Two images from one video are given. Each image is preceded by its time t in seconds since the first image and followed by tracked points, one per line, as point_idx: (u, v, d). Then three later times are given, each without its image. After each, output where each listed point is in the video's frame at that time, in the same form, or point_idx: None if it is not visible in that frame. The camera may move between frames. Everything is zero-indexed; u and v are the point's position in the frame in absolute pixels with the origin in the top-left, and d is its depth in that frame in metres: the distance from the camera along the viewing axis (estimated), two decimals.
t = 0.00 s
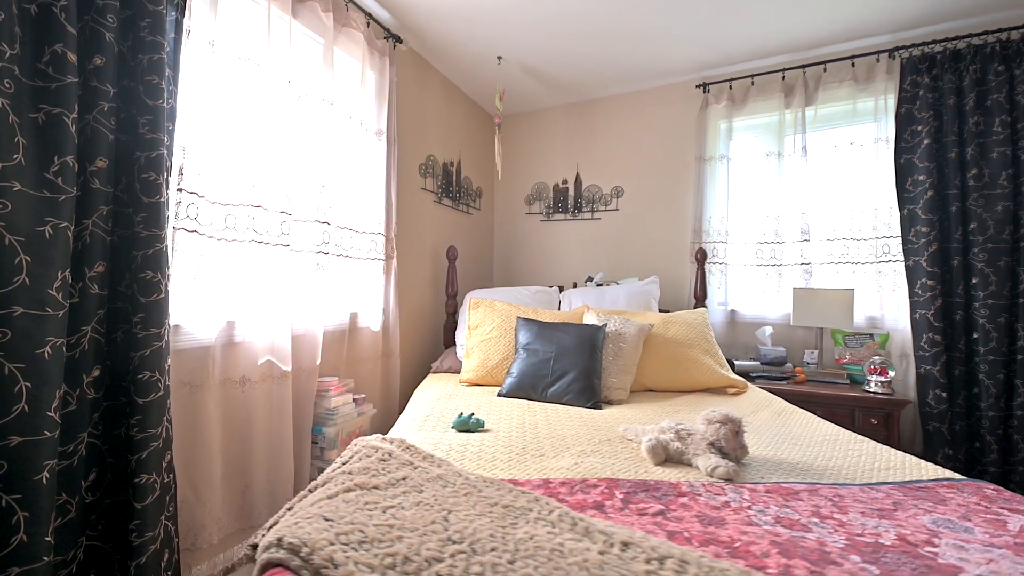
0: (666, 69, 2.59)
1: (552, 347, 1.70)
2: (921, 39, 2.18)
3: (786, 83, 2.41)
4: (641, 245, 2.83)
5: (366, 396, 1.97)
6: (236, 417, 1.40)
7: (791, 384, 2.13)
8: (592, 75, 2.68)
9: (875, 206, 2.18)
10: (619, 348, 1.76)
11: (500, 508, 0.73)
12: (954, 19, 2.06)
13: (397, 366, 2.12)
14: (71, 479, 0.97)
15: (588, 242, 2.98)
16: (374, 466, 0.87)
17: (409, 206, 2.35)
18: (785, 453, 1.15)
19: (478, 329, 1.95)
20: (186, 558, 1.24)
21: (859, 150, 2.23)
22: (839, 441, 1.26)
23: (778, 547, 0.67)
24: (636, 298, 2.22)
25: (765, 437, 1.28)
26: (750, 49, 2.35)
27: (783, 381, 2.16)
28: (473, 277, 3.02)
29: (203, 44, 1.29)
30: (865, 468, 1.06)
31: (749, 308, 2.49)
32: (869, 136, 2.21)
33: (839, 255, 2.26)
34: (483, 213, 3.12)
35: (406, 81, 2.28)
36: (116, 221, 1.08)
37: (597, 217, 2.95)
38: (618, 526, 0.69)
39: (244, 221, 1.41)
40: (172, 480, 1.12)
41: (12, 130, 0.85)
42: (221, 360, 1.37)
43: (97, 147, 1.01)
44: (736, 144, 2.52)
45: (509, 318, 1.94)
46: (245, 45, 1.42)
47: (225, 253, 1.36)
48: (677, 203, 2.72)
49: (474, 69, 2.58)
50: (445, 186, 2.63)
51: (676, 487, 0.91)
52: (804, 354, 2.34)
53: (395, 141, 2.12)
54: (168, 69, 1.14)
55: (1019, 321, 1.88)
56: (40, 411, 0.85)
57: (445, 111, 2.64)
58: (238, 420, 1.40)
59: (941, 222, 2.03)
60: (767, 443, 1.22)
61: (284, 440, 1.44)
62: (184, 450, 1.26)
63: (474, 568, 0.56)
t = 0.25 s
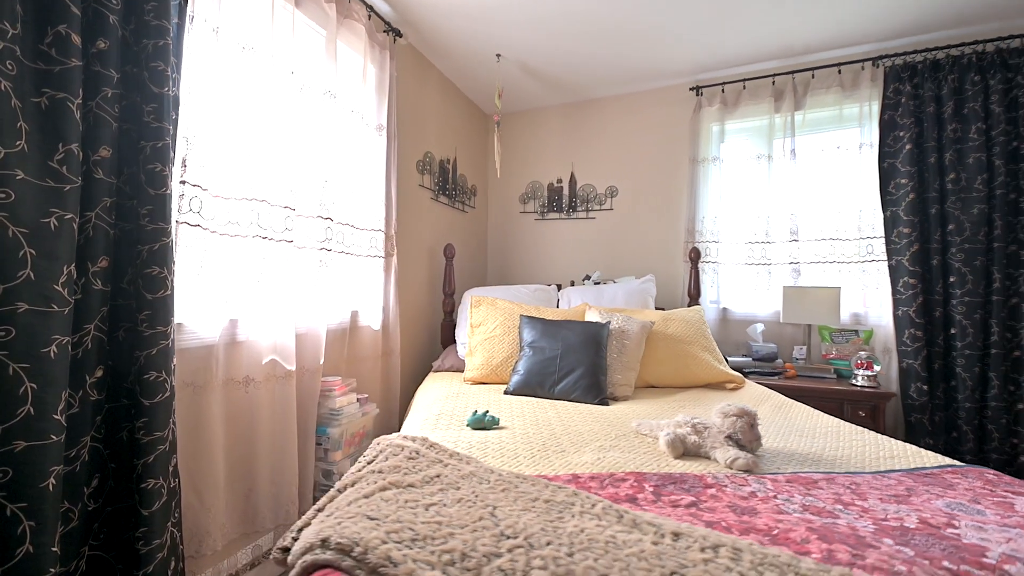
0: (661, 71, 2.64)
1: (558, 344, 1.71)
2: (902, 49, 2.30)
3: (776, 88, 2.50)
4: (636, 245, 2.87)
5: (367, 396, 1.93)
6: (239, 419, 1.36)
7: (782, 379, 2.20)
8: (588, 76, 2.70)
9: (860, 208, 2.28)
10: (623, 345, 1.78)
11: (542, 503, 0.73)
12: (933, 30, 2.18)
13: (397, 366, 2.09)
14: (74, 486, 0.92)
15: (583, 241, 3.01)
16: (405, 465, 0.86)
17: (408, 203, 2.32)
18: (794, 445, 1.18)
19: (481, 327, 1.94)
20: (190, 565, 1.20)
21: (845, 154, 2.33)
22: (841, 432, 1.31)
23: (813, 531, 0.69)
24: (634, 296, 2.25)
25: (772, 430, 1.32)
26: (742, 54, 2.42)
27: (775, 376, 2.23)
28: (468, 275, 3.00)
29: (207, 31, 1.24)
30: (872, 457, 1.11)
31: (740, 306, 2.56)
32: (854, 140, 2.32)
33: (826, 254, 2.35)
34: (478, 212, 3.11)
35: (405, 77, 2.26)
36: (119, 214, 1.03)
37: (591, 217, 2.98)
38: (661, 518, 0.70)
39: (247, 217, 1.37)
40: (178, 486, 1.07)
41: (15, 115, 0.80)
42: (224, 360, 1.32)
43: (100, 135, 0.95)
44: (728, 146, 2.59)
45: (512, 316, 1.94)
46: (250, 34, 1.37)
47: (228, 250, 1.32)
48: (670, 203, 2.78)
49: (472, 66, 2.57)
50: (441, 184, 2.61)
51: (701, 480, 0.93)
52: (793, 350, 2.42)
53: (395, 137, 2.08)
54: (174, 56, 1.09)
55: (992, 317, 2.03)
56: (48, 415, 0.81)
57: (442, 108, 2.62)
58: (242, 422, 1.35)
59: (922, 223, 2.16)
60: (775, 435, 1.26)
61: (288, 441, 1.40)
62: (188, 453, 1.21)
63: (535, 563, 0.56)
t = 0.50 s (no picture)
0: (649, 76, 2.70)
1: (557, 342, 1.73)
2: (875, 62, 2.44)
3: (758, 95, 2.61)
4: (624, 245, 2.93)
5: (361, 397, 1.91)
6: (236, 420, 1.32)
7: (764, 374, 2.29)
8: (578, 78, 2.74)
9: (836, 211, 2.41)
10: (619, 342, 1.82)
11: (569, 496, 0.75)
12: (902, 45, 2.33)
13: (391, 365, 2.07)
14: (72, 493, 0.87)
15: (572, 241, 3.05)
16: (426, 463, 0.86)
17: (401, 201, 2.30)
18: (788, 436, 1.24)
19: (478, 326, 1.95)
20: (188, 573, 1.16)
21: (822, 159, 2.45)
22: (828, 423, 1.38)
23: (824, 514, 0.74)
24: (625, 295, 2.30)
25: (765, 422, 1.38)
26: (727, 61, 2.51)
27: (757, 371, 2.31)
28: (458, 274, 3.00)
29: (205, 20, 1.20)
30: (861, 445, 1.17)
31: (724, 304, 2.65)
32: (830, 147, 2.44)
33: (805, 255, 2.47)
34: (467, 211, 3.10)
35: (399, 73, 2.24)
36: (116, 208, 0.99)
37: (580, 217, 3.02)
38: (683, 506, 0.73)
39: (246, 214, 1.33)
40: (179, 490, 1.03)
41: (13, 102, 0.76)
42: (221, 361, 1.28)
43: (98, 125, 0.91)
44: (713, 149, 2.68)
45: (509, 315, 1.95)
46: (249, 26, 1.34)
47: (227, 247, 1.28)
48: (657, 204, 2.85)
49: (465, 65, 2.57)
50: (432, 182, 2.58)
51: (709, 471, 0.97)
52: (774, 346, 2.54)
53: (390, 134, 2.06)
54: (174, 44, 1.05)
55: (955, 314, 2.19)
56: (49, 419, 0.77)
57: (433, 106, 2.60)
58: (240, 424, 1.32)
59: (892, 226, 2.31)
60: (769, 427, 1.32)
61: (287, 443, 1.37)
62: (185, 456, 1.17)
63: (578, 552, 0.57)
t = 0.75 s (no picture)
0: (633, 80, 2.77)
1: (550, 340, 1.76)
2: (844, 73, 2.59)
3: (736, 102, 2.72)
4: (608, 245, 2.99)
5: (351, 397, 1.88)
6: (227, 422, 1.29)
7: (743, 370, 2.38)
8: (565, 80, 2.78)
9: (808, 214, 2.54)
10: (609, 340, 1.87)
11: (584, 487, 0.77)
12: (869, 58, 2.48)
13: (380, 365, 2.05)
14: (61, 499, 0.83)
15: (557, 240, 3.08)
16: (438, 459, 0.87)
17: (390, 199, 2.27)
18: (774, 427, 1.31)
19: (469, 324, 1.96)
20: None
21: (796, 165, 2.58)
22: (809, 415, 1.46)
23: (820, 498, 0.79)
24: (612, 295, 2.34)
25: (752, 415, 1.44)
26: (708, 68, 2.61)
27: (735, 366, 2.41)
28: (444, 273, 2.98)
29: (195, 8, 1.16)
30: (841, 434, 1.25)
31: (704, 303, 2.74)
32: (803, 153, 2.57)
33: (779, 256, 2.59)
34: (453, 209, 3.09)
35: (388, 69, 2.22)
36: (106, 201, 0.94)
37: (565, 217, 3.06)
38: (692, 493, 0.77)
39: (237, 210, 1.29)
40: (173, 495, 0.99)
41: (2, 87, 0.71)
42: (211, 361, 1.24)
43: (88, 113, 0.86)
44: (693, 153, 2.77)
45: (500, 313, 1.97)
46: (241, 16, 1.30)
47: (218, 243, 1.24)
48: (640, 205, 2.92)
49: (453, 63, 2.56)
50: (419, 180, 2.56)
51: (708, 461, 1.01)
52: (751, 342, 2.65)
53: (379, 130, 2.03)
54: (167, 31, 1.00)
55: (916, 312, 2.37)
56: (41, 422, 0.73)
57: (420, 104, 2.58)
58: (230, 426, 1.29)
59: (859, 229, 2.47)
60: (756, 419, 1.38)
61: (279, 444, 1.34)
62: (176, 460, 1.12)
63: (606, 539, 0.59)
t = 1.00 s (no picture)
0: (615, 85, 2.83)
1: (540, 339, 1.78)
2: (811, 85, 2.75)
3: (712, 109, 2.83)
4: (590, 245, 3.05)
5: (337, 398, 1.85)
6: (213, 426, 1.24)
7: (719, 366, 2.48)
8: (549, 82, 2.81)
9: (779, 217, 2.68)
10: (597, 339, 1.91)
11: (595, 481, 0.79)
12: (834, 72, 2.64)
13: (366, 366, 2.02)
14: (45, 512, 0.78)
15: (540, 240, 3.12)
16: (446, 458, 0.88)
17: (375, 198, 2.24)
18: (757, 420, 1.38)
19: (458, 324, 1.97)
20: None
21: (768, 171, 2.71)
22: (787, 408, 1.54)
23: (811, 485, 0.84)
24: (596, 295, 2.39)
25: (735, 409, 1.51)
26: (687, 76, 2.70)
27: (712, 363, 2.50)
28: (427, 273, 2.96)
29: None
30: (818, 425, 1.33)
31: (682, 302, 2.83)
32: (773, 160, 2.71)
33: (752, 257, 2.72)
34: (436, 208, 3.08)
35: (374, 66, 2.19)
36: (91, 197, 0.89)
37: (548, 218, 3.10)
38: (695, 484, 0.81)
39: (223, 207, 1.24)
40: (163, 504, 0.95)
41: None
42: (198, 363, 1.20)
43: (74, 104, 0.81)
44: (672, 157, 2.87)
45: (489, 313, 1.98)
46: (229, 6, 1.25)
47: (205, 241, 1.19)
48: (621, 207, 3.00)
49: (439, 62, 2.55)
50: (403, 178, 2.53)
51: (701, 454, 1.06)
52: (725, 340, 2.76)
53: (365, 128, 2.00)
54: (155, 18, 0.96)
55: (874, 310, 2.55)
56: (29, 429, 0.69)
57: (405, 101, 2.56)
58: (217, 429, 1.25)
59: (825, 232, 2.62)
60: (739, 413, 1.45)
61: (268, 448, 1.31)
62: (164, 467, 1.08)
63: (626, 529, 0.62)
